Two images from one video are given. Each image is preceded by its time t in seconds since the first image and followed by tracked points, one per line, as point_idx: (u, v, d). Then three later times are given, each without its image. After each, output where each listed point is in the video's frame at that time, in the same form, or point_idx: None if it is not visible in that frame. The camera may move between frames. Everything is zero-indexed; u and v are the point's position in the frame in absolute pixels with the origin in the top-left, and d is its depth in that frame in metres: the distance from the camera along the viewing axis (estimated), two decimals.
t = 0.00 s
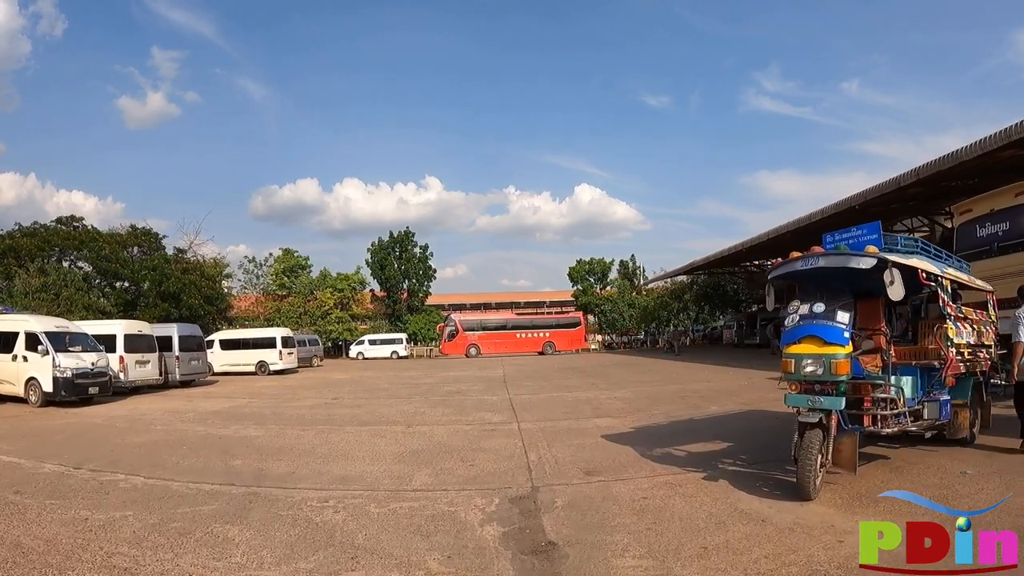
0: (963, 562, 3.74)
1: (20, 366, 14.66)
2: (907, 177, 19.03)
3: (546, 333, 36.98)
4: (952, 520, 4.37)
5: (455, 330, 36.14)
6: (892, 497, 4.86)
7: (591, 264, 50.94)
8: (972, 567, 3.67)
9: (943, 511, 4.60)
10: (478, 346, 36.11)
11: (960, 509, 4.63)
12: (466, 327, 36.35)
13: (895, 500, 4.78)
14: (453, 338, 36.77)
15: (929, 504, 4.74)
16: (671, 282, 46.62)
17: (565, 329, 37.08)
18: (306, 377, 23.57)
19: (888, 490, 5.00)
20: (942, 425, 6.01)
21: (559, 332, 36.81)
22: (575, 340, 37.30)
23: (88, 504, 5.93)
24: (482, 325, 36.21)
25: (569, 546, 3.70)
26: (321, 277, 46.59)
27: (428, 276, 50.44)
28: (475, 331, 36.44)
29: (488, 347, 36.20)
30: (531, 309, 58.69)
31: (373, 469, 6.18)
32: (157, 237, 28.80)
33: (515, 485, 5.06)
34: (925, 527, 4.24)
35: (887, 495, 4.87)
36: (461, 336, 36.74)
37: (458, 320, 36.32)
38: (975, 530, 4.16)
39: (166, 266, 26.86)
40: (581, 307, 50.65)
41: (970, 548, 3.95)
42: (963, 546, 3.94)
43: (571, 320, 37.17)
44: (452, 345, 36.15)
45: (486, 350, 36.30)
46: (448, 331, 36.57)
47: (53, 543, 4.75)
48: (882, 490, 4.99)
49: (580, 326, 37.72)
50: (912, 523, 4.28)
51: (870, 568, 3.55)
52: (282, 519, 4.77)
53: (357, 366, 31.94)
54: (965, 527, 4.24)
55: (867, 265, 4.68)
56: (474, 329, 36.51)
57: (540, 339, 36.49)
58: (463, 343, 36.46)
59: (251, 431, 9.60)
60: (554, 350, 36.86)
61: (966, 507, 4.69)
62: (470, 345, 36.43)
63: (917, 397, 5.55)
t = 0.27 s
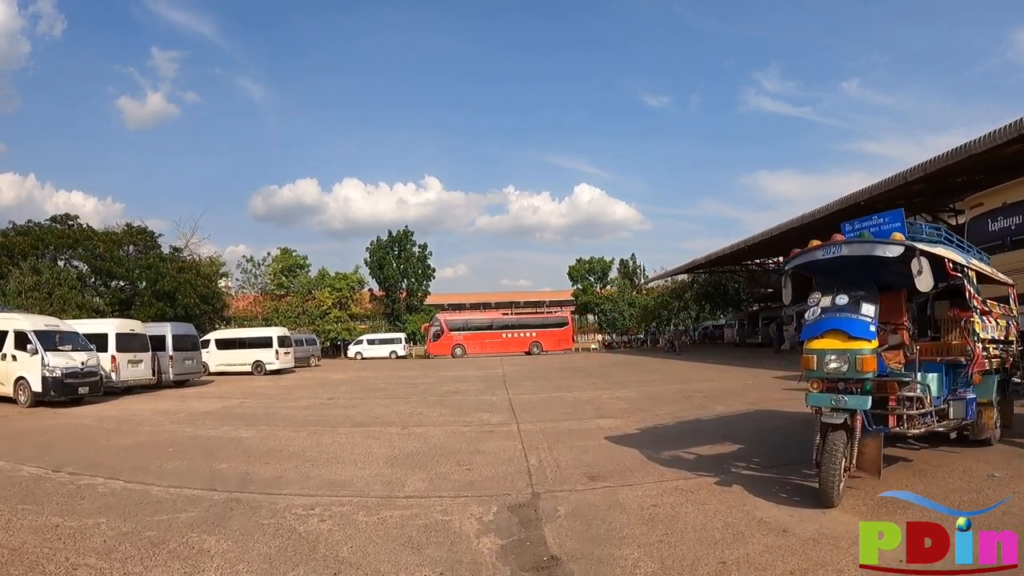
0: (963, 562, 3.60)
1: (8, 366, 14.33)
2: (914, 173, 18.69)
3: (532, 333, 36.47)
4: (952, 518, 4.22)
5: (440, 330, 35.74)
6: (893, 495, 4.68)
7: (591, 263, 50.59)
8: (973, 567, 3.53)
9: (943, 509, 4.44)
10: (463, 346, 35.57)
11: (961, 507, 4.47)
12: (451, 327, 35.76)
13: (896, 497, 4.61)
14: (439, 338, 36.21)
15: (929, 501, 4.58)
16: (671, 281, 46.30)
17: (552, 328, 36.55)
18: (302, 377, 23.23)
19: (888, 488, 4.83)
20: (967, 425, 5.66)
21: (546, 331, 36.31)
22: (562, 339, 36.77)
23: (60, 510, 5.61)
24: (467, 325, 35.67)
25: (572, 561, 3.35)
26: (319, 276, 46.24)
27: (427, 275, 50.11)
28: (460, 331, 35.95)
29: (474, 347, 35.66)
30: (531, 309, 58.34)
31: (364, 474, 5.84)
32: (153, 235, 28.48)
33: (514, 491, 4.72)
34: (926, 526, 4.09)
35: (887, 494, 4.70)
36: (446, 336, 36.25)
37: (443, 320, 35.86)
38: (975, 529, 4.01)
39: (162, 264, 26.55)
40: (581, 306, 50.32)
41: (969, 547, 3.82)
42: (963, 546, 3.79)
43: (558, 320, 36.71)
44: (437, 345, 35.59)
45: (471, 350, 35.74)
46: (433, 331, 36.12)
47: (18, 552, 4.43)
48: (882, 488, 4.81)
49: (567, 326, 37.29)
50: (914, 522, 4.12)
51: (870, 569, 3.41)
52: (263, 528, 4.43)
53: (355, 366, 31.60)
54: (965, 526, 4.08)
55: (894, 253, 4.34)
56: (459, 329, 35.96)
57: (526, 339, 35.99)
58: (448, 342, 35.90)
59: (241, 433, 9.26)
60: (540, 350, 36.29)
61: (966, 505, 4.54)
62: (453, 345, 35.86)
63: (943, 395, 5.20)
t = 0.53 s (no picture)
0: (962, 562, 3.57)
1: None
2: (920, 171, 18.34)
3: (519, 333, 35.98)
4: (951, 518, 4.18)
5: (424, 330, 35.29)
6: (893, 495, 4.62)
7: (590, 262, 50.19)
8: (971, 567, 3.51)
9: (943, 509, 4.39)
10: (448, 346, 35.04)
11: (960, 508, 4.44)
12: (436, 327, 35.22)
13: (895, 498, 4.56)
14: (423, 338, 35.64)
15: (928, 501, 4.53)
16: (671, 281, 45.93)
17: (539, 329, 36.03)
18: (297, 377, 22.86)
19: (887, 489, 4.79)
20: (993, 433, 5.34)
21: (532, 332, 35.78)
22: (548, 340, 36.22)
23: (30, 523, 5.30)
24: (450, 325, 35.13)
25: None
26: (316, 276, 45.78)
27: (425, 275, 49.69)
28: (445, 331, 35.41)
29: (458, 347, 35.13)
30: (529, 309, 57.93)
31: (353, 485, 5.52)
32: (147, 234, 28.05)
33: (512, 505, 4.40)
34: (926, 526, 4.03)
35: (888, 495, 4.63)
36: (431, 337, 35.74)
37: (427, 320, 35.33)
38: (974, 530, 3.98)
39: (156, 264, 26.19)
40: (580, 306, 49.95)
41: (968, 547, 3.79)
42: (962, 545, 3.76)
43: (543, 319, 36.23)
44: (420, 345, 35.01)
45: (456, 351, 35.27)
46: (418, 331, 35.62)
47: None
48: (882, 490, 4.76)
49: (553, 326, 36.87)
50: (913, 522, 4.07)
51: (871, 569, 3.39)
52: (240, 548, 4.09)
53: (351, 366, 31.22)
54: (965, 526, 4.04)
55: (924, 250, 4.02)
56: (443, 330, 35.44)
57: (512, 339, 35.49)
58: (433, 343, 35.36)
59: (229, 438, 8.92)
60: (526, 351, 35.81)
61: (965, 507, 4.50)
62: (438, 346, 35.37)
63: (970, 402, 4.87)
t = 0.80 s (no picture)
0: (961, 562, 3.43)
1: None
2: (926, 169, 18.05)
3: (502, 333, 35.69)
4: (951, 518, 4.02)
5: (407, 330, 34.98)
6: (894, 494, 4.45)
7: (589, 262, 49.85)
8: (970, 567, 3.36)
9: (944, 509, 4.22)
10: (431, 346, 34.65)
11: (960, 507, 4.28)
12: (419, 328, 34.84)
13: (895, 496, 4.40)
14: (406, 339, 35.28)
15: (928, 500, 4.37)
16: (670, 281, 45.61)
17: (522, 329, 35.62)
18: (292, 377, 22.52)
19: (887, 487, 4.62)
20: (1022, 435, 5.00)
21: (516, 332, 35.44)
22: (533, 340, 35.82)
23: None
24: (433, 325, 34.79)
25: None
26: (314, 275, 45.34)
27: (423, 274, 49.31)
28: (428, 331, 35.05)
29: (442, 347, 34.78)
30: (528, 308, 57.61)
31: (341, 492, 5.21)
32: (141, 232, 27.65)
33: (511, 515, 4.08)
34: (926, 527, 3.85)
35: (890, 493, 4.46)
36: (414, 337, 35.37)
37: (410, 320, 34.96)
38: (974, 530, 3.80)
39: (150, 263, 25.82)
40: (579, 306, 49.66)
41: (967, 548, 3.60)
42: (962, 544, 3.61)
43: (528, 319, 35.87)
44: (403, 346, 34.62)
45: (439, 351, 34.91)
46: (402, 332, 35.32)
47: None
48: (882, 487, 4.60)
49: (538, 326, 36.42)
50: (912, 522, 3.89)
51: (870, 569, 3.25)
52: (216, 562, 3.77)
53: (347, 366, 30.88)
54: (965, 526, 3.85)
55: (958, 236, 3.71)
56: (427, 330, 35.05)
57: (496, 339, 35.18)
58: (416, 343, 34.98)
59: (217, 440, 8.59)
60: (510, 352, 35.48)
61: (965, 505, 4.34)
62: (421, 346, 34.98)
63: (1000, 402, 4.53)
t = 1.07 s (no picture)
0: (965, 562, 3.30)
1: None
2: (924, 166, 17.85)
3: (482, 333, 35.39)
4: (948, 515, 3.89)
5: (389, 329, 34.74)
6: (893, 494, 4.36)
7: (582, 260, 49.59)
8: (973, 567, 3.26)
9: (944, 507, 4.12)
10: (411, 346, 34.29)
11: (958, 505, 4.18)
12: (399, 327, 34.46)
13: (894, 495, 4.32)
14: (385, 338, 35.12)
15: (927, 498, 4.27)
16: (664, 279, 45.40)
17: (502, 329, 35.26)
18: (282, 377, 22.14)
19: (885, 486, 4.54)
20: None
21: (495, 331, 35.11)
22: (513, 339, 35.44)
23: None
24: (414, 324, 34.47)
25: None
26: (305, 274, 44.84)
27: (416, 272, 48.92)
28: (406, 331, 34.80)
29: (422, 347, 34.43)
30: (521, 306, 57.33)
31: (325, 503, 4.91)
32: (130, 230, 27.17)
33: (504, 532, 3.80)
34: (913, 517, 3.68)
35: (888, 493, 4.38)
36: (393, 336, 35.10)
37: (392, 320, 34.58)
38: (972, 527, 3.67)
39: (138, 261, 25.39)
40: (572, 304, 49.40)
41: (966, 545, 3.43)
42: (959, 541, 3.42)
43: (508, 318, 35.54)
44: (382, 345, 34.36)
45: (419, 350, 34.58)
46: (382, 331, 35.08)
47: None
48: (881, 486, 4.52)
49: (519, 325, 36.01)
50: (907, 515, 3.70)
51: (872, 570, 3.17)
52: None
53: (339, 365, 30.50)
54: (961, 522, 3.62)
55: (990, 230, 3.45)
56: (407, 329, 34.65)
57: (475, 339, 34.92)
58: (394, 343, 34.59)
59: (200, 444, 8.26)
60: (491, 351, 35.23)
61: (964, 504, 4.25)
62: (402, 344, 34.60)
63: None
